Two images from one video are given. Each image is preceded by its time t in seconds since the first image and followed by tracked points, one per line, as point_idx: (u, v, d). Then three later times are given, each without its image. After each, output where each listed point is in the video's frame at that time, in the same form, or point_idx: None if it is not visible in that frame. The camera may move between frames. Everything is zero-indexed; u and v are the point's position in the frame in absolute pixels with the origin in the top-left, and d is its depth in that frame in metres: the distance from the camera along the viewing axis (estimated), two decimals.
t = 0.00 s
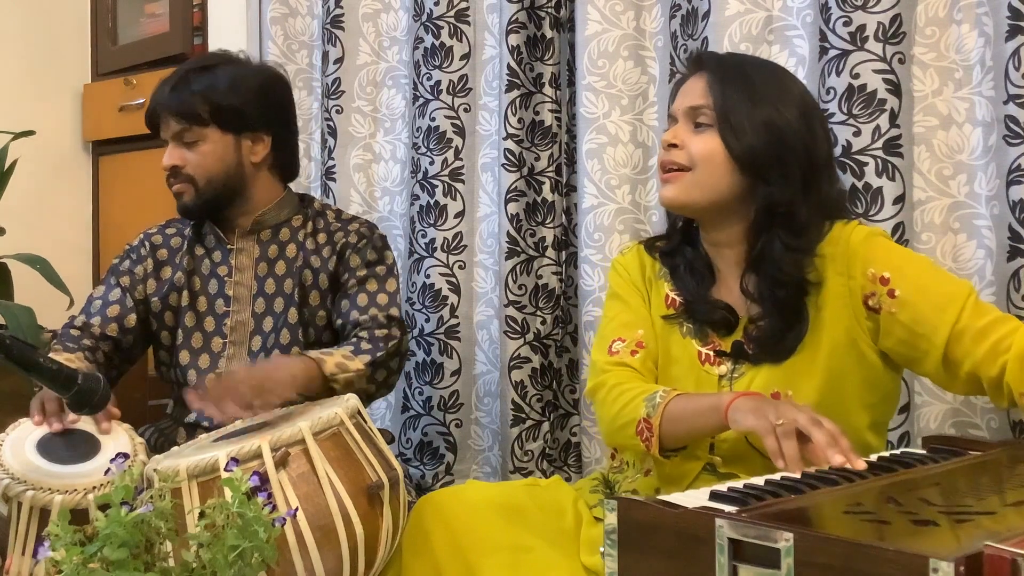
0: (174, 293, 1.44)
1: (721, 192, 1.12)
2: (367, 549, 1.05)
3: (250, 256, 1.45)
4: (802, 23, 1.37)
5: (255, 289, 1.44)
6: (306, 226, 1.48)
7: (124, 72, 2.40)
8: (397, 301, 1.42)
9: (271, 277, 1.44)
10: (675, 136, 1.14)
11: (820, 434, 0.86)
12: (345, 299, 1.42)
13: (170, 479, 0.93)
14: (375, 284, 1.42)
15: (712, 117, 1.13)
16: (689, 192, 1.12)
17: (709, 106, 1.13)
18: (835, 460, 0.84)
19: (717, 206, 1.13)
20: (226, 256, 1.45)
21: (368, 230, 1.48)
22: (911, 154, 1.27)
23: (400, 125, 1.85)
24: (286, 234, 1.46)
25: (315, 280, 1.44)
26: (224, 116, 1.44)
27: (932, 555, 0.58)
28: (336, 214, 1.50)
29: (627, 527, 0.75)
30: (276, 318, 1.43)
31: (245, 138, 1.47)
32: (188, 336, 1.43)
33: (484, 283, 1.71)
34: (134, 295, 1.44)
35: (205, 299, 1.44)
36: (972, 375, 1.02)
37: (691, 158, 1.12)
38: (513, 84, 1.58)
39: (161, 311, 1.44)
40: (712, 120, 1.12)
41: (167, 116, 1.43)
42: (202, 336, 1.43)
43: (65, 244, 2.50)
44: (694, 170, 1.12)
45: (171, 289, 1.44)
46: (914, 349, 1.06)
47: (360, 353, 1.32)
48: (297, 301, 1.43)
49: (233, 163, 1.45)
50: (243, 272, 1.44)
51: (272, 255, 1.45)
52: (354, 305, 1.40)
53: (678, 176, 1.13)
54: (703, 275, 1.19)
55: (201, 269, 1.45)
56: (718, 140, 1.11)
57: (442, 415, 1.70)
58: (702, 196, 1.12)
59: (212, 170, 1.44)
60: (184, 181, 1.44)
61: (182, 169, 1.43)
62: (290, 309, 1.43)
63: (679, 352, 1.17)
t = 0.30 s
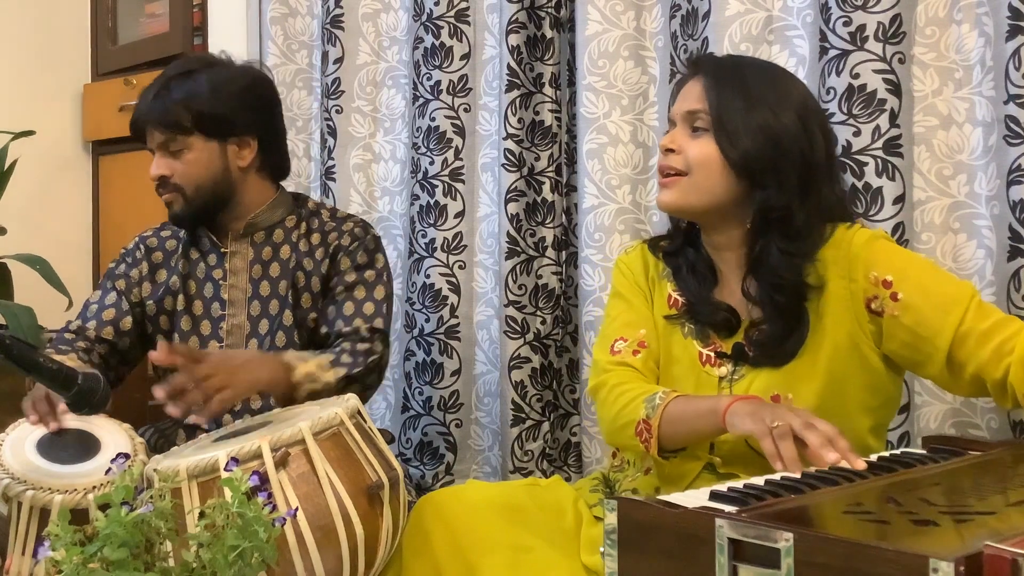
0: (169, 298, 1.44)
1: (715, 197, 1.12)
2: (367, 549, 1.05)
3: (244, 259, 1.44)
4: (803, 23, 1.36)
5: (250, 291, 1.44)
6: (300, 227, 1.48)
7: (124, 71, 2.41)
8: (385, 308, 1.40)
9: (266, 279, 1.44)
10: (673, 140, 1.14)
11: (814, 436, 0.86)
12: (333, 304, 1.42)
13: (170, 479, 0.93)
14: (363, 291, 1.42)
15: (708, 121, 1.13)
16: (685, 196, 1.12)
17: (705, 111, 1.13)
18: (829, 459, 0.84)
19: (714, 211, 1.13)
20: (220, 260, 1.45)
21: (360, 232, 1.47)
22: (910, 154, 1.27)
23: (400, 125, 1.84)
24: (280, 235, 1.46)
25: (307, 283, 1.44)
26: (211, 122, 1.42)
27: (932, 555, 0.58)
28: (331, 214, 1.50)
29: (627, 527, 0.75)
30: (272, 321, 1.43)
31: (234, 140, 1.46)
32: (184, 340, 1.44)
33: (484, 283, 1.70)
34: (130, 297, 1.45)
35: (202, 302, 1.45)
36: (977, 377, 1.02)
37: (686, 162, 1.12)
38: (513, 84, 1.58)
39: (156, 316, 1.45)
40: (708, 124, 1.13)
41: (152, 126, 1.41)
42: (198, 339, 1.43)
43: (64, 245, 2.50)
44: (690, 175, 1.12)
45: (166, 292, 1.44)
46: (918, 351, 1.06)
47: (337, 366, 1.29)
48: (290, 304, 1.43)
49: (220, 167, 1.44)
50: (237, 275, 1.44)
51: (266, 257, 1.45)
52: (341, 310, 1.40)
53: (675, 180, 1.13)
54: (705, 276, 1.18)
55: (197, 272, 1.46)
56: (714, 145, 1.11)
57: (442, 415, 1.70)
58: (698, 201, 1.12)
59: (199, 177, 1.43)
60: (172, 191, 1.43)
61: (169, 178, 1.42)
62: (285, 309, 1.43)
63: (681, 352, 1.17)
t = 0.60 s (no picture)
0: (157, 302, 1.44)
1: (721, 199, 1.12)
2: (367, 549, 1.05)
3: (232, 262, 1.42)
4: (803, 23, 1.36)
5: (239, 293, 1.42)
6: (287, 229, 1.45)
7: (124, 71, 2.48)
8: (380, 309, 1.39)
9: (254, 283, 1.43)
10: (677, 143, 1.14)
11: (819, 437, 0.87)
12: (328, 308, 1.41)
13: (170, 479, 0.93)
14: (356, 292, 1.40)
15: (712, 123, 1.13)
16: (691, 198, 1.12)
17: (709, 113, 1.13)
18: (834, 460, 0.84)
19: (720, 212, 1.14)
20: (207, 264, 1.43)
21: (349, 231, 1.44)
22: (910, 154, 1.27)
23: (400, 125, 1.84)
24: (267, 237, 1.44)
25: (297, 287, 1.42)
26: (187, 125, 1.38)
27: (932, 555, 0.58)
28: (319, 214, 1.47)
29: (627, 527, 0.75)
30: (261, 325, 1.42)
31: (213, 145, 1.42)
32: (174, 346, 1.43)
33: (484, 283, 1.70)
34: (120, 301, 1.44)
35: (190, 307, 1.44)
36: (979, 379, 1.02)
37: (691, 165, 1.12)
38: (513, 84, 1.58)
39: (146, 320, 1.44)
40: (711, 126, 1.13)
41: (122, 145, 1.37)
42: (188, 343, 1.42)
43: (64, 245, 2.54)
44: (696, 178, 1.12)
45: (154, 297, 1.44)
46: (920, 352, 1.06)
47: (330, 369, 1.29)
48: (281, 308, 1.42)
49: (196, 176, 1.40)
50: (225, 278, 1.42)
51: (254, 260, 1.43)
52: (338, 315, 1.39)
53: (681, 183, 1.13)
54: (710, 275, 1.18)
55: (185, 277, 1.44)
56: (717, 147, 1.11)
57: (442, 415, 1.70)
58: (704, 202, 1.12)
59: (176, 187, 1.39)
60: (152, 203, 1.40)
61: (147, 190, 1.39)
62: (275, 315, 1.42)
63: (684, 351, 1.17)
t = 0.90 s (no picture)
0: (142, 304, 1.41)
1: (719, 199, 1.13)
2: (367, 549, 1.05)
3: (216, 258, 1.41)
4: (803, 23, 1.36)
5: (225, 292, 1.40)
6: (270, 223, 1.44)
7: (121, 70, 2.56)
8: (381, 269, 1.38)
9: (241, 280, 1.41)
10: (677, 143, 1.15)
11: (818, 435, 0.87)
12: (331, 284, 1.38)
13: (170, 479, 0.93)
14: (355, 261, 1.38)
15: (711, 124, 1.13)
16: (687, 198, 1.13)
17: (709, 113, 1.13)
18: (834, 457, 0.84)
19: (719, 212, 1.14)
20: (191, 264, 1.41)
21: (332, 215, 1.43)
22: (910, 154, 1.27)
23: (399, 125, 1.85)
24: (250, 233, 1.42)
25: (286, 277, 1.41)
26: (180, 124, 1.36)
27: (932, 555, 0.58)
28: (302, 207, 1.46)
29: (627, 527, 0.75)
30: (250, 322, 1.40)
31: (204, 143, 1.40)
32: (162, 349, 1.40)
33: (484, 283, 1.70)
34: (102, 304, 1.41)
35: (176, 308, 1.41)
36: (979, 378, 1.02)
37: (689, 166, 1.13)
38: (513, 84, 1.58)
39: (131, 323, 1.42)
40: (711, 127, 1.13)
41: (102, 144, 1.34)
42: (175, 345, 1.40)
43: (64, 244, 2.63)
44: (693, 178, 1.13)
45: (139, 299, 1.41)
46: (921, 351, 1.06)
47: (360, 338, 1.27)
48: (269, 304, 1.40)
49: (176, 172, 1.38)
50: (209, 276, 1.40)
51: (237, 255, 1.41)
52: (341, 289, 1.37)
53: (679, 184, 1.14)
54: (713, 273, 1.19)
55: (169, 277, 1.42)
56: (715, 148, 1.12)
57: (442, 415, 1.70)
58: (701, 203, 1.13)
59: (156, 183, 1.37)
60: (132, 199, 1.38)
61: (128, 187, 1.38)
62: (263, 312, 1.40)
63: (686, 349, 1.18)
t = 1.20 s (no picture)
0: (133, 308, 1.40)
1: (728, 200, 1.13)
2: (367, 550, 1.05)
3: (208, 262, 1.39)
4: (803, 23, 1.36)
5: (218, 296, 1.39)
6: (262, 224, 1.42)
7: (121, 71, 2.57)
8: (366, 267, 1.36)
9: (233, 281, 1.40)
10: (685, 144, 1.15)
11: (814, 443, 0.87)
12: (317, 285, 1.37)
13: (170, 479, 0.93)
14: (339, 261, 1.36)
15: (718, 126, 1.13)
16: (695, 200, 1.14)
17: (716, 116, 1.13)
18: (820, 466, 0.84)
19: (727, 212, 1.15)
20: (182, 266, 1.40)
21: (323, 214, 1.41)
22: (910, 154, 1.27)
23: (399, 125, 1.85)
24: (243, 235, 1.41)
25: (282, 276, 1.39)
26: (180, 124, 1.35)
27: (932, 555, 0.58)
28: (292, 205, 1.44)
29: (627, 527, 0.75)
30: (245, 325, 1.39)
31: (206, 146, 1.39)
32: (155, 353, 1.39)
33: (484, 283, 1.70)
34: (92, 310, 1.40)
35: (168, 311, 1.40)
36: (976, 377, 1.03)
37: (698, 168, 1.13)
38: (513, 84, 1.58)
39: (121, 327, 1.41)
40: (719, 129, 1.13)
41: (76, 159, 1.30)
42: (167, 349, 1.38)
43: (64, 244, 2.66)
44: (701, 180, 1.13)
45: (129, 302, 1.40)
46: (921, 349, 1.07)
47: (337, 338, 1.27)
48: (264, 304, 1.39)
49: (180, 182, 1.36)
50: (203, 279, 1.39)
51: (228, 258, 1.40)
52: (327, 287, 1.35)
53: (688, 184, 1.15)
54: (719, 265, 1.19)
55: (161, 280, 1.41)
56: (723, 151, 1.12)
57: (442, 415, 1.70)
58: (710, 204, 1.14)
59: (162, 196, 1.34)
60: (137, 216, 1.36)
61: (133, 204, 1.34)
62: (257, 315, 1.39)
63: (692, 344, 1.18)
